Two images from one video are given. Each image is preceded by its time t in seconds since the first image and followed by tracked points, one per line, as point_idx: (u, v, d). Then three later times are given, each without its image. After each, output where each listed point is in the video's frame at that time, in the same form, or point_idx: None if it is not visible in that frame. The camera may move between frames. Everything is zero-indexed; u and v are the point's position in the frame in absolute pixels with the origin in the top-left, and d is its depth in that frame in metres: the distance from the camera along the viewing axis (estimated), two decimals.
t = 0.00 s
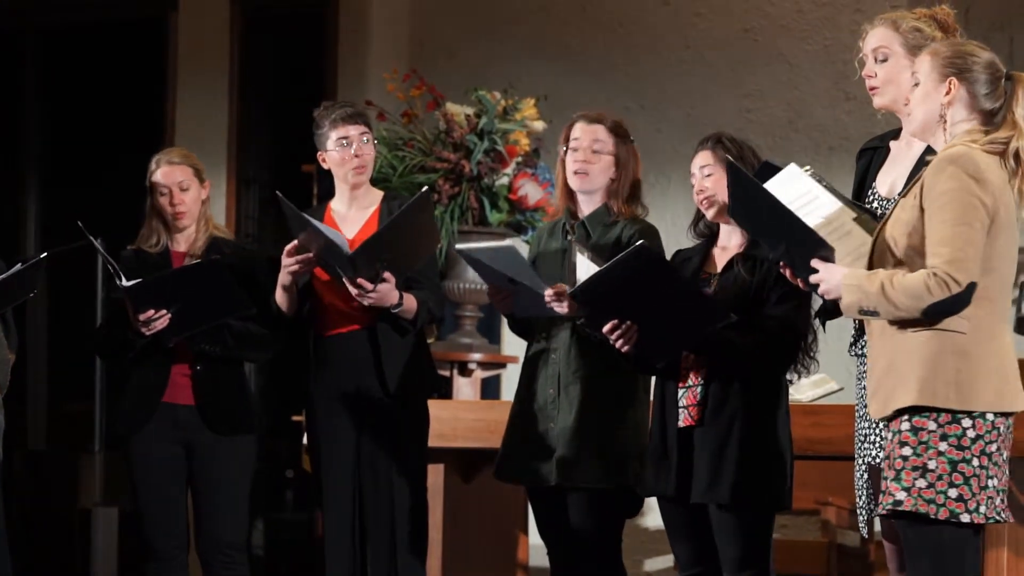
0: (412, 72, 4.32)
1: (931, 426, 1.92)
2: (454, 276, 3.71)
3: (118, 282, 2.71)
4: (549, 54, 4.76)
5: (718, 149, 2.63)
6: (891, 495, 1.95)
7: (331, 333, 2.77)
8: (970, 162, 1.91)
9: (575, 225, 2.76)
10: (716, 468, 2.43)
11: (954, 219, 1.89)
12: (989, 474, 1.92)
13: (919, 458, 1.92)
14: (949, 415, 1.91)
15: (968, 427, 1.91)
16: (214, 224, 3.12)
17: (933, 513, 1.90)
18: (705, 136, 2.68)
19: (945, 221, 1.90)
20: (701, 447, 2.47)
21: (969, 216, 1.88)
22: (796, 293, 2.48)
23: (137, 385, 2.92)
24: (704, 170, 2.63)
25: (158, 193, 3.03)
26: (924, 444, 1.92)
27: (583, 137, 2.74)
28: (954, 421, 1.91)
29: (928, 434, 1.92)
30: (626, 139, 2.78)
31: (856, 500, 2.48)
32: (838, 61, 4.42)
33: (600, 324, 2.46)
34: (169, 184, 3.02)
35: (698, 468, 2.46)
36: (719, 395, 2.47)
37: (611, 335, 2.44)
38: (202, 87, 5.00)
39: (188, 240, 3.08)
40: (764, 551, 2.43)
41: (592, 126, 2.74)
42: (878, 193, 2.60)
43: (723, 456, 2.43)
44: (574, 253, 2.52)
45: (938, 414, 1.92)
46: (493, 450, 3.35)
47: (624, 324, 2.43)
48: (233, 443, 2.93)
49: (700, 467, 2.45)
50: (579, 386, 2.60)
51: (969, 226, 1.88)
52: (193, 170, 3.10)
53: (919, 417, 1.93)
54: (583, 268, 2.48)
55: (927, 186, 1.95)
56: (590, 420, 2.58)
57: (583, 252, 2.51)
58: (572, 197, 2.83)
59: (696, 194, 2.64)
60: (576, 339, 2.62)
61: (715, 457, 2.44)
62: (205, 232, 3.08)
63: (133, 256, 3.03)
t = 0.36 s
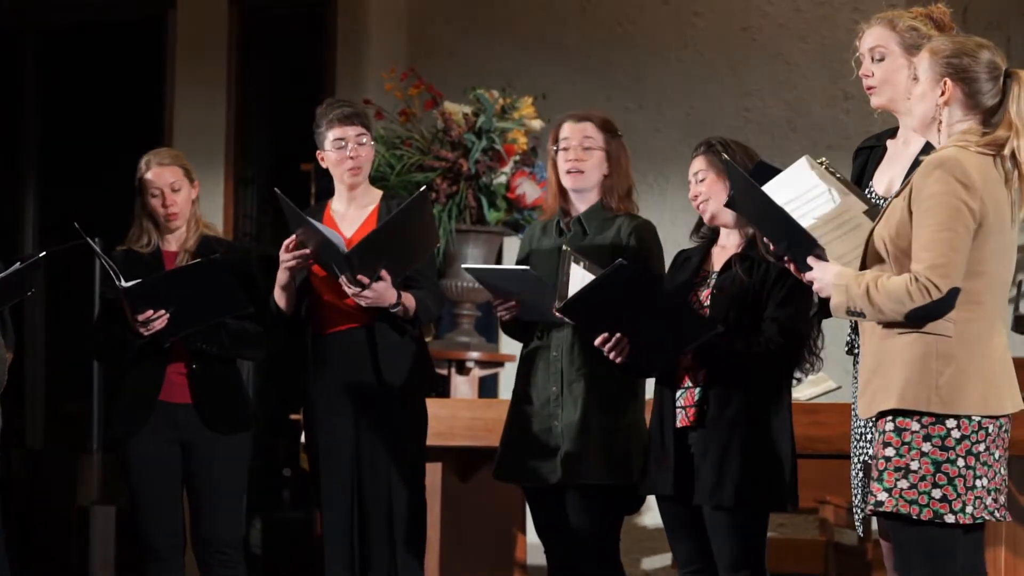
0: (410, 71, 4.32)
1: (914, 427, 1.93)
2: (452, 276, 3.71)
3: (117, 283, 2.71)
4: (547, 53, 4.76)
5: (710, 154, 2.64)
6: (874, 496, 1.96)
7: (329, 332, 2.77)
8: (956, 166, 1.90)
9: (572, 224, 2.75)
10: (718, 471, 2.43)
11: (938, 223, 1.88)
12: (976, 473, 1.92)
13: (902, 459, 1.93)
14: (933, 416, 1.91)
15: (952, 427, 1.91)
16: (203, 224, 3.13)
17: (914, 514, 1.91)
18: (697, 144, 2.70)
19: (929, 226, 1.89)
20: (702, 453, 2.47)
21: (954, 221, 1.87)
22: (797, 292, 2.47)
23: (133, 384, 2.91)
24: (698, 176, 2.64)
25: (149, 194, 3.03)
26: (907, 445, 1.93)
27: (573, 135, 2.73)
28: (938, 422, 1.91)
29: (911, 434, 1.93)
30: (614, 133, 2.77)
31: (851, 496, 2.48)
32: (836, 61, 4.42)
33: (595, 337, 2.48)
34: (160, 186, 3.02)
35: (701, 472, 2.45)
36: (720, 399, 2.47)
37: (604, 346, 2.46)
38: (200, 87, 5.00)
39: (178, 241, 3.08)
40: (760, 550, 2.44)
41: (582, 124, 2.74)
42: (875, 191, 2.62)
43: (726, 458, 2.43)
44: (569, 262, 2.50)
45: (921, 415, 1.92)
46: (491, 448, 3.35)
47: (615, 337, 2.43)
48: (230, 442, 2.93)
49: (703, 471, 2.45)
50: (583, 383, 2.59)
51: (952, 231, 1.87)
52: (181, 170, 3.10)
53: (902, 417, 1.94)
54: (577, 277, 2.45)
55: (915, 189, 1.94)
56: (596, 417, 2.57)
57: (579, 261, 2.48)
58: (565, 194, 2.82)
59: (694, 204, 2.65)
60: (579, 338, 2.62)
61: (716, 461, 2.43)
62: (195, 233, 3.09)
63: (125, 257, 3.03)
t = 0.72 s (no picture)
0: (409, 73, 4.31)
1: (913, 429, 1.93)
2: (451, 276, 3.70)
3: (115, 279, 2.71)
4: (546, 53, 4.76)
5: (716, 156, 2.63)
6: (873, 498, 1.96)
7: (327, 332, 2.77)
8: (954, 171, 1.90)
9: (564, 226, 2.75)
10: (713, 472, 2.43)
11: (936, 229, 1.88)
12: (977, 475, 1.92)
13: (901, 461, 1.93)
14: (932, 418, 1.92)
15: (952, 430, 1.91)
16: (202, 225, 3.13)
17: (913, 516, 1.91)
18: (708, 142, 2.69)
19: (928, 232, 1.89)
20: (701, 453, 2.48)
21: (951, 227, 1.87)
22: (796, 296, 2.46)
23: (131, 384, 2.91)
24: (701, 177, 2.64)
25: (147, 193, 3.03)
26: (906, 446, 1.93)
27: (541, 142, 2.73)
28: (937, 424, 1.91)
29: (910, 436, 1.93)
30: (589, 128, 2.75)
31: (850, 499, 2.47)
32: (836, 62, 4.43)
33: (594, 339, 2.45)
34: (158, 185, 3.02)
35: (699, 467, 2.46)
36: (716, 401, 2.48)
37: (604, 349, 2.43)
38: (198, 87, 5.00)
39: (176, 241, 3.08)
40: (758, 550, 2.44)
41: (551, 128, 2.73)
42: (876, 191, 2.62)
43: (722, 456, 2.44)
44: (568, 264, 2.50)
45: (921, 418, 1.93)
46: (490, 449, 3.35)
47: (615, 339, 2.41)
48: (229, 442, 2.93)
49: (701, 466, 2.46)
50: (584, 382, 2.60)
51: (950, 237, 1.87)
52: (180, 170, 3.10)
53: (901, 419, 1.94)
54: (575, 279, 2.46)
55: (914, 194, 1.94)
56: (599, 415, 2.57)
57: (578, 263, 2.49)
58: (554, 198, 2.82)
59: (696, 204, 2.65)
60: (578, 337, 2.62)
61: (714, 462, 2.44)
62: (193, 233, 3.09)
63: (123, 257, 3.03)
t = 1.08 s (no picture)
0: (408, 73, 4.31)
1: (918, 428, 1.93)
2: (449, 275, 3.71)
3: (115, 277, 2.71)
4: (544, 53, 4.77)
5: (729, 152, 2.64)
6: (877, 496, 1.96)
7: (326, 332, 2.78)
8: (957, 173, 1.90)
9: (562, 228, 2.76)
10: (718, 478, 2.43)
11: (941, 231, 1.88)
12: (981, 474, 1.92)
13: (905, 460, 1.93)
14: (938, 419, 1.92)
15: (956, 429, 1.91)
16: (203, 226, 3.14)
17: (918, 515, 1.91)
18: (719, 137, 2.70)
19: (932, 234, 1.89)
20: (702, 457, 2.47)
21: (956, 229, 1.87)
22: (795, 304, 2.47)
23: (130, 384, 2.91)
24: (709, 171, 2.63)
25: (150, 194, 3.03)
26: (911, 446, 1.93)
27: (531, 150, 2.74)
28: (942, 424, 1.91)
29: (915, 435, 1.93)
30: (579, 130, 2.76)
31: (849, 500, 2.47)
32: (834, 62, 4.43)
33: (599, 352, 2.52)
34: (162, 186, 3.02)
35: (701, 475, 2.45)
36: (717, 410, 2.47)
37: (609, 364, 2.50)
38: (197, 88, 5.00)
39: (178, 241, 3.09)
40: (758, 551, 2.44)
41: (540, 136, 2.73)
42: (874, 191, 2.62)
43: (726, 461, 2.43)
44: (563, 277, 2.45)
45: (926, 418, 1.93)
46: (488, 449, 3.35)
47: (620, 355, 2.48)
48: (227, 441, 2.93)
49: (703, 475, 2.44)
50: (580, 384, 2.62)
51: (954, 239, 1.87)
52: (184, 171, 3.10)
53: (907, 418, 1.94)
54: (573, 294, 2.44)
55: (917, 195, 1.94)
56: (595, 415, 2.60)
57: (574, 276, 2.45)
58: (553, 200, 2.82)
59: (696, 192, 2.64)
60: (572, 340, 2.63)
61: (716, 469, 2.43)
62: (195, 234, 3.10)
63: (125, 257, 3.03)
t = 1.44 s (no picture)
0: (407, 74, 4.30)
1: (926, 430, 1.92)
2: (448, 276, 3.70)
3: (113, 281, 2.70)
4: (543, 54, 4.76)
5: (728, 153, 2.64)
6: (882, 496, 1.95)
7: (326, 332, 2.77)
8: (971, 174, 1.89)
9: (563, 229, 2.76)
10: (717, 476, 2.43)
11: (956, 232, 1.88)
12: (983, 477, 1.92)
13: (913, 461, 1.93)
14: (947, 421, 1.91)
15: (963, 432, 1.91)
16: (208, 229, 3.12)
17: (924, 516, 1.90)
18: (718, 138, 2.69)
19: (948, 236, 1.89)
20: (701, 456, 2.47)
21: (971, 231, 1.87)
22: (794, 306, 2.46)
23: (130, 385, 2.91)
24: (707, 171, 2.63)
25: (154, 198, 3.03)
26: (918, 447, 1.93)
27: (547, 147, 2.74)
28: (950, 426, 1.91)
29: (922, 437, 1.93)
30: (597, 134, 2.77)
31: (847, 500, 2.48)
32: (833, 62, 4.43)
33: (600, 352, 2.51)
34: (165, 189, 3.02)
35: (700, 476, 2.45)
36: (718, 408, 2.46)
37: (610, 364, 2.49)
38: (196, 89, 5.00)
39: (182, 243, 3.07)
40: (759, 552, 2.43)
41: (558, 132, 2.74)
42: (874, 192, 2.63)
43: (726, 463, 2.43)
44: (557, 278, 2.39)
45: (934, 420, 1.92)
46: (487, 449, 3.35)
47: (621, 356, 2.47)
48: (227, 442, 2.93)
49: (704, 471, 2.44)
50: (571, 386, 2.61)
51: (971, 240, 1.87)
52: (189, 174, 3.10)
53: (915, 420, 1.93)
54: (570, 297, 2.37)
55: (929, 198, 1.93)
56: (584, 416, 2.59)
57: (569, 278, 2.38)
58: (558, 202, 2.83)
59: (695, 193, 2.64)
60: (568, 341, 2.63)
61: (716, 467, 2.43)
62: (199, 237, 3.07)
63: (127, 259, 3.03)
